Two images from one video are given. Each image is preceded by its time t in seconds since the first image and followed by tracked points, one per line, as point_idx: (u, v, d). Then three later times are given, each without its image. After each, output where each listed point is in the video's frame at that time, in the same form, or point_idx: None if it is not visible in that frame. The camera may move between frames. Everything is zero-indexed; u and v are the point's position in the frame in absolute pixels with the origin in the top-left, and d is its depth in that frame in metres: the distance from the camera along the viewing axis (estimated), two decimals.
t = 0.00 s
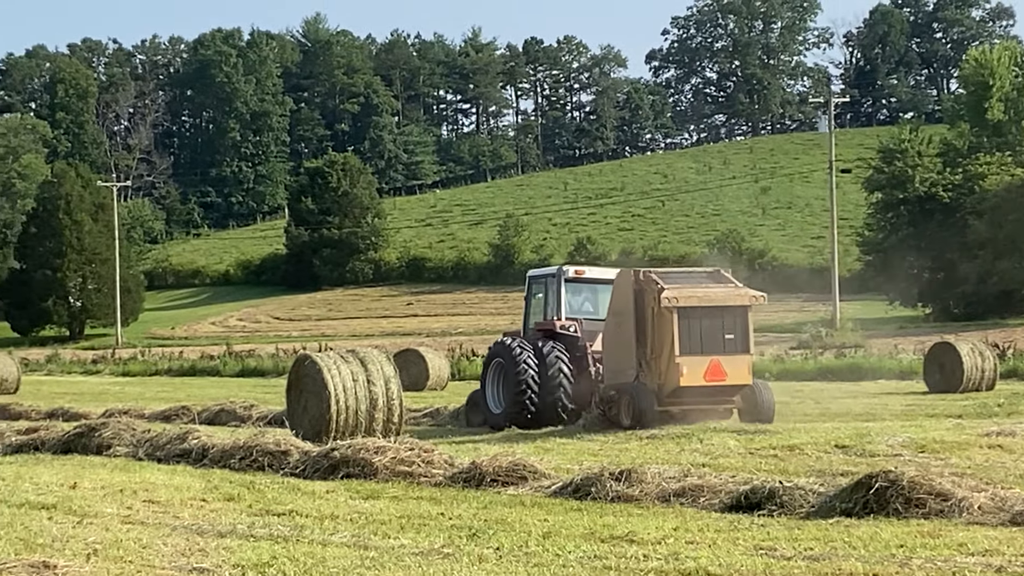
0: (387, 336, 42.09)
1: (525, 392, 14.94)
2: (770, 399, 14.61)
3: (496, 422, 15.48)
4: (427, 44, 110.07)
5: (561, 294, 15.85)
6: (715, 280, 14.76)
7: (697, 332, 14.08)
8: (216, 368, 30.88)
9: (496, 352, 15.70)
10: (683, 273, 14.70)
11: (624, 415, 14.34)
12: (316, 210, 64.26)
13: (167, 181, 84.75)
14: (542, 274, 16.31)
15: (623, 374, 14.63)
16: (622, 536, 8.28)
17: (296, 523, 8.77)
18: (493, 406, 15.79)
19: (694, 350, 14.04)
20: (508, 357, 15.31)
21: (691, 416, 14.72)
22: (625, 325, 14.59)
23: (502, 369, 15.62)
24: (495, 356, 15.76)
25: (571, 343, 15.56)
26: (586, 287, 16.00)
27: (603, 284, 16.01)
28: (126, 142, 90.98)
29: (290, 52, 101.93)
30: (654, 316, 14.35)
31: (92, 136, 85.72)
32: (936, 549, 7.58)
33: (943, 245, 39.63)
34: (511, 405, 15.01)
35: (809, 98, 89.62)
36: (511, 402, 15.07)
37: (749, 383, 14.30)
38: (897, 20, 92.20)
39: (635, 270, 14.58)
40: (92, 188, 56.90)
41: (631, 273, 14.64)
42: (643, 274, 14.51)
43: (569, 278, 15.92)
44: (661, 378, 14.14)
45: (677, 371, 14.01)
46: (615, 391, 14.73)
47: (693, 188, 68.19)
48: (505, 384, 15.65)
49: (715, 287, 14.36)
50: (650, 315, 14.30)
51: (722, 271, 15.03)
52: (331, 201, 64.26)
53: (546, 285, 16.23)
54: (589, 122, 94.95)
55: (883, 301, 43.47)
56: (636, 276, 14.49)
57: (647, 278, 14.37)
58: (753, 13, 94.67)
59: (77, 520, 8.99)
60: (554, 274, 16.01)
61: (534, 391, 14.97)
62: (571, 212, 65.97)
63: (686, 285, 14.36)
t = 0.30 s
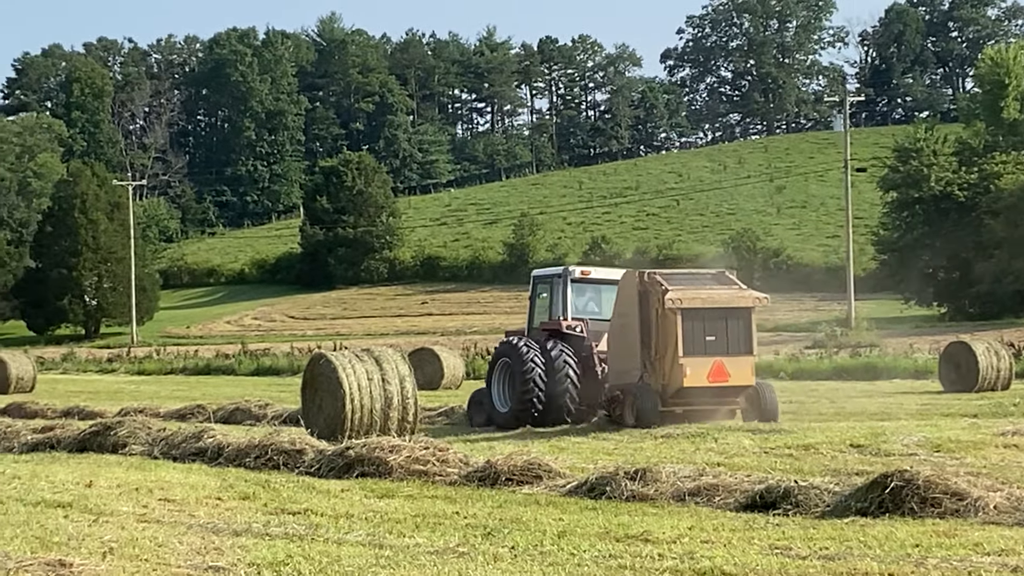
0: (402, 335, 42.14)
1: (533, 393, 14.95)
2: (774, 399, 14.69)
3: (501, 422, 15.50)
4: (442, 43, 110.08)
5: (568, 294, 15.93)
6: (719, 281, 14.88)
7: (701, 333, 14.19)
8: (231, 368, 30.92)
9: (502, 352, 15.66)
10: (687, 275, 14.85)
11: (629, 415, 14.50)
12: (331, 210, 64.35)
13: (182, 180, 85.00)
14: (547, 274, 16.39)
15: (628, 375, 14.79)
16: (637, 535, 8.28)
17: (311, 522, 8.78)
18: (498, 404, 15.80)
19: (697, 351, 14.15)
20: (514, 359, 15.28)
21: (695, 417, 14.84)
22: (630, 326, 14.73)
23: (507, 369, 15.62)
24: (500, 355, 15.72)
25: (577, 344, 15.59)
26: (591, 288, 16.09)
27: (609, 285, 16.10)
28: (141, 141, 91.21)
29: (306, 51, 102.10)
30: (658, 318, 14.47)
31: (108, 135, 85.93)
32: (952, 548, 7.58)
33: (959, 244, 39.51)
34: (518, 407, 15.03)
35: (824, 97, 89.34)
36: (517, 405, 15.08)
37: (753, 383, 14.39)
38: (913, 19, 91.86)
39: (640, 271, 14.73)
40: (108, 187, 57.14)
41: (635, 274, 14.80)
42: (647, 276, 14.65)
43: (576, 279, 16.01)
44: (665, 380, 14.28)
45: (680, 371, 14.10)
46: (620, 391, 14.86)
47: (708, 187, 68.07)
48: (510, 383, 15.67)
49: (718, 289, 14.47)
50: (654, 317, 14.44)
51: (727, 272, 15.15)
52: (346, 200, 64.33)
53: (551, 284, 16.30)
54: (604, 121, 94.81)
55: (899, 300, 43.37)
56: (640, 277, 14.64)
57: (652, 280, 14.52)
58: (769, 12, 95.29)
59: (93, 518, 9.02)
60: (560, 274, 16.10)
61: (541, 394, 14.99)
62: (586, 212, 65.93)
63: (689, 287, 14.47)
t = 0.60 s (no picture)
0: (419, 334, 42.18)
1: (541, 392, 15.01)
2: (780, 400, 14.81)
3: (509, 422, 15.56)
4: (459, 42, 110.16)
5: (574, 294, 15.93)
6: (727, 283, 14.99)
7: (711, 333, 14.26)
8: (248, 367, 31.00)
9: (510, 351, 15.77)
10: (696, 276, 14.93)
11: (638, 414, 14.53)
12: (348, 209, 64.48)
13: (200, 180, 85.20)
14: (554, 274, 16.37)
15: (636, 375, 14.84)
16: (654, 535, 8.29)
17: (328, 521, 8.82)
18: (506, 403, 15.91)
19: (707, 351, 14.21)
20: (523, 358, 15.36)
21: (702, 416, 14.90)
22: (639, 325, 14.78)
23: (516, 368, 15.68)
24: (508, 354, 15.81)
25: (584, 343, 15.62)
26: (596, 289, 16.09)
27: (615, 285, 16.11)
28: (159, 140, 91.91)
29: (323, 50, 102.30)
30: (667, 317, 14.53)
31: (126, 134, 86.28)
32: (970, 548, 7.57)
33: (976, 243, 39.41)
34: (527, 406, 15.10)
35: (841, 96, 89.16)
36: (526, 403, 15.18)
37: (760, 384, 14.50)
38: (931, 19, 91.55)
39: (650, 272, 14.80)
40: (125, 186, 57.37)
41: (646, 275, 14.85)
42: (657, 277, 14.72)
43: (582, 279, 15.99)
44: (673, 379, 14.31)
45: (690, 371, 14.16)
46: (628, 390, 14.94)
47: (725, 186, 67.96)
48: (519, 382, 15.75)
49: (727, 290, 14.57)
50: (663, 316, 14.47)
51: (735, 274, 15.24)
52: (364, 200, 64.42)
53: (558, 285, 16.29)
54: (621, 121, 95.20)
55: (916, 300, 43.25)
56: (650, 278, 14.71)
57: (661, 280, 14.60)
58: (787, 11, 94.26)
59: (111, 517, 9.08)
60: (566, 274, 16.08)
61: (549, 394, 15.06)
62: (603, 211, 65.88)
63: (699, 288, 14.55)
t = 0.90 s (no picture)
0: (439, 332, 42.23)
1: (551, 391, 15.11)
2: (787, 397, 14.88)
3: (518, 420, 15.69)
4: (479, 41, 110.30)
5: (585, 293, 16.07)
6: (733, 282, 15.00)
7: (716, 334, 14.31)
8: (268, 364, 31.12)
9: (520, 351, 15.86)
10: (702, 275, 14.95)
11: (645, 414, 14.60)
12: (367, 207, 64.66)
13: (220, 178, 85.50)
14: (564, 274, 16.51)
15: (644, 375, 14.92)
16: (674, 534, 8.30)
17: (348, 519, 8.88)
18: (515, 403, 15.99)
19: (713, 351, 14.26)
20: (533, 357, 15.45)
21: (710, 414, 14.97)
22: (646, 326, 14.81)
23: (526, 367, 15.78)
24: (517, 354, 15.90)
25: (593, 342, 15.74)
26: (608, 289, 16.22)
27: (626, 286, 16.25)
28: (180, 138, 91.82)
29: (342, 49, 102.67)
30: (674, 318, 14.56)
31: (146, 133, 86.75)
32: (991, 547, 7.56)
33: (996, 242, 39.28)
34: (537, 403, 15.20)
35: (861, 95, 88.88)
36: (536, 402, 15.27)
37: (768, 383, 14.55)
38: (951, 17, 91.12)
39: (656, 272, 14.81)
40: (145, 185, 57.64)
41: (651, 275, 14.86)
42: (663, 277, 14.73)
43: (592, 279, 16.13)
44: (681, 379, 14.38)
45: (696, 372, 14.22)
46: (636, 390, 15.03)
47: (744, 185, 67.85)
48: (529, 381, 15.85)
49: (733, 290, 14.59)
50: (670, 317, 14.51)
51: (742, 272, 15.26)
52: (383, 198, 64.55)
53: (567, 285, 16.42)
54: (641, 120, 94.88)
55: (936, 298, 43.09)
56: (656, 278, 14.73)
57: (668, 281, 14.60)
58: (806, 9, 94.22)
59: (131, 515, 9.15)
60: (577, 274, 16.22)
61: (559, 393, 15.14)
62: (622, 209, 65.90)
63: (705, 288, 14.60)
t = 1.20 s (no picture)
0: (460, 331, 42.27)
1: (564, 390, 15.24)
2: (797, 395, 15.09)
3: (532, 417, 15.82)
4: (501, 39, 110.25)
5: (603, 294, 16.16)
6: (739, 283, 15.27)
7: (725, 332, 14.56)
8: (290, 364, 31.24)
9: (533, 349, 15.92)
10: (709, 277, 15.23)
11: (656, 413, 14.78)
12: (389, 206, 64.74)
13: (241, 177, 85.83)
14: (579, 275, 16.57)
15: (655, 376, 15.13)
16: (696, 533, 8.31)
17: (370, 518, 8.92)
18: (528, 401, 16.08)
19: (722, 350, 14.50)
20: (547, 355, 15.57)
21: (720, 414, 15.18)
22: (657, 327, 15.07)
23: (540, 365, 15.91)
24: (530, 353, 16.00)
25: (606, 342, 15.83)
26: (625, 292, 16.32)
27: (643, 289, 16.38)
28: (202, 137, 91.83)
29: (364, 48, 102.99)
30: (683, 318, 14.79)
31: (168, 132, 87.04)
32: (1015, 547, 7.54)
33: (1020, 241, 39.05)
34: (551, 402, 15.32)
35: (883, 93, 88.53)
36: (550, 400, 15.38)
37: (777, 381, 14.79)
38: (974, 15, 90.61)
39: (666, 274, 15.10)
40: (167, 184, 57.90)
41: (660, 278, 15.16)
42: (672, 278, 15.02)
43: (609, 281, 16.24)
44: (690, 377, 14.57)
45: (706, 370, 14.44)
46: (648, 390, 15.18)
47: (766, 183, 67.69)
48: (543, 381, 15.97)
49: (741, 289, 14.83)
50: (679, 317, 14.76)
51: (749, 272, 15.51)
52: (405, 197, 64.60)
53: (582, 285, 16.46)
54: (662, 117, 96.46)
55: (959, 297, 42.92)
56: (665, 279, 15.01)
57: (677, 281, 14.88)
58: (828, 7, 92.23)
59: (154, 514, 9.21)
60: (594, 275, 16.32)
61: (574, 390, 15.27)
62: (644, 208, 65.86)
63: (713, 287, 14.84)
